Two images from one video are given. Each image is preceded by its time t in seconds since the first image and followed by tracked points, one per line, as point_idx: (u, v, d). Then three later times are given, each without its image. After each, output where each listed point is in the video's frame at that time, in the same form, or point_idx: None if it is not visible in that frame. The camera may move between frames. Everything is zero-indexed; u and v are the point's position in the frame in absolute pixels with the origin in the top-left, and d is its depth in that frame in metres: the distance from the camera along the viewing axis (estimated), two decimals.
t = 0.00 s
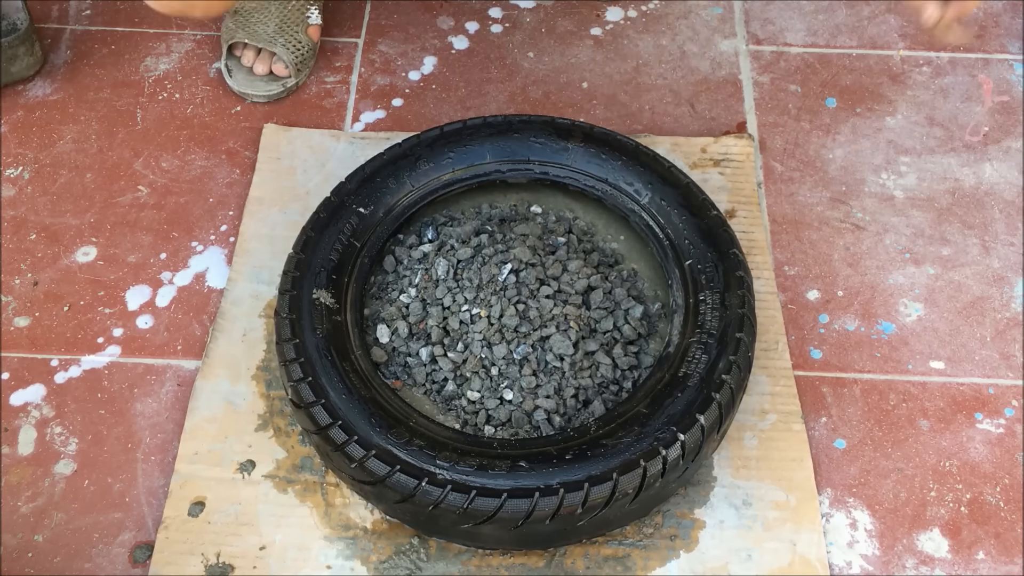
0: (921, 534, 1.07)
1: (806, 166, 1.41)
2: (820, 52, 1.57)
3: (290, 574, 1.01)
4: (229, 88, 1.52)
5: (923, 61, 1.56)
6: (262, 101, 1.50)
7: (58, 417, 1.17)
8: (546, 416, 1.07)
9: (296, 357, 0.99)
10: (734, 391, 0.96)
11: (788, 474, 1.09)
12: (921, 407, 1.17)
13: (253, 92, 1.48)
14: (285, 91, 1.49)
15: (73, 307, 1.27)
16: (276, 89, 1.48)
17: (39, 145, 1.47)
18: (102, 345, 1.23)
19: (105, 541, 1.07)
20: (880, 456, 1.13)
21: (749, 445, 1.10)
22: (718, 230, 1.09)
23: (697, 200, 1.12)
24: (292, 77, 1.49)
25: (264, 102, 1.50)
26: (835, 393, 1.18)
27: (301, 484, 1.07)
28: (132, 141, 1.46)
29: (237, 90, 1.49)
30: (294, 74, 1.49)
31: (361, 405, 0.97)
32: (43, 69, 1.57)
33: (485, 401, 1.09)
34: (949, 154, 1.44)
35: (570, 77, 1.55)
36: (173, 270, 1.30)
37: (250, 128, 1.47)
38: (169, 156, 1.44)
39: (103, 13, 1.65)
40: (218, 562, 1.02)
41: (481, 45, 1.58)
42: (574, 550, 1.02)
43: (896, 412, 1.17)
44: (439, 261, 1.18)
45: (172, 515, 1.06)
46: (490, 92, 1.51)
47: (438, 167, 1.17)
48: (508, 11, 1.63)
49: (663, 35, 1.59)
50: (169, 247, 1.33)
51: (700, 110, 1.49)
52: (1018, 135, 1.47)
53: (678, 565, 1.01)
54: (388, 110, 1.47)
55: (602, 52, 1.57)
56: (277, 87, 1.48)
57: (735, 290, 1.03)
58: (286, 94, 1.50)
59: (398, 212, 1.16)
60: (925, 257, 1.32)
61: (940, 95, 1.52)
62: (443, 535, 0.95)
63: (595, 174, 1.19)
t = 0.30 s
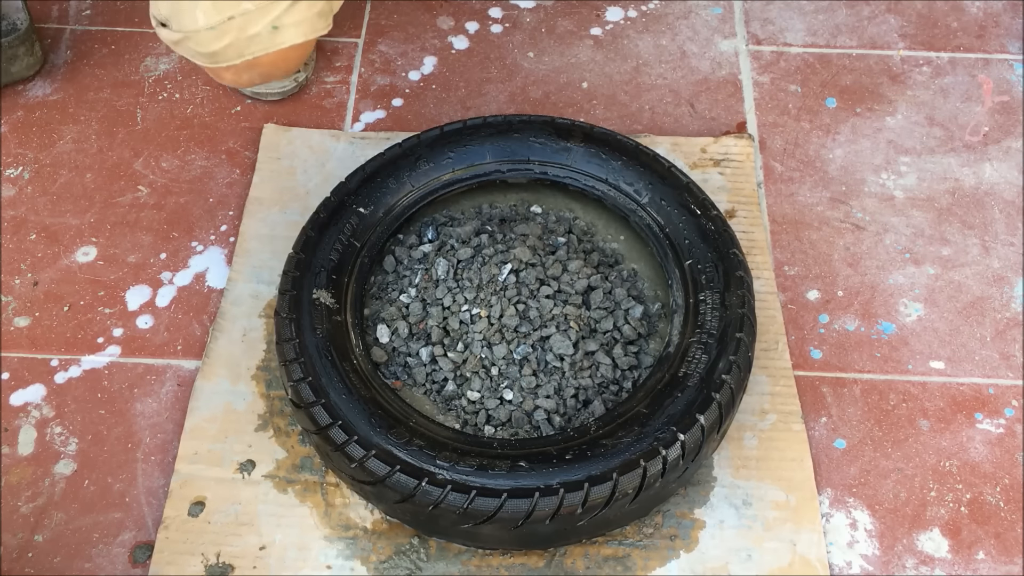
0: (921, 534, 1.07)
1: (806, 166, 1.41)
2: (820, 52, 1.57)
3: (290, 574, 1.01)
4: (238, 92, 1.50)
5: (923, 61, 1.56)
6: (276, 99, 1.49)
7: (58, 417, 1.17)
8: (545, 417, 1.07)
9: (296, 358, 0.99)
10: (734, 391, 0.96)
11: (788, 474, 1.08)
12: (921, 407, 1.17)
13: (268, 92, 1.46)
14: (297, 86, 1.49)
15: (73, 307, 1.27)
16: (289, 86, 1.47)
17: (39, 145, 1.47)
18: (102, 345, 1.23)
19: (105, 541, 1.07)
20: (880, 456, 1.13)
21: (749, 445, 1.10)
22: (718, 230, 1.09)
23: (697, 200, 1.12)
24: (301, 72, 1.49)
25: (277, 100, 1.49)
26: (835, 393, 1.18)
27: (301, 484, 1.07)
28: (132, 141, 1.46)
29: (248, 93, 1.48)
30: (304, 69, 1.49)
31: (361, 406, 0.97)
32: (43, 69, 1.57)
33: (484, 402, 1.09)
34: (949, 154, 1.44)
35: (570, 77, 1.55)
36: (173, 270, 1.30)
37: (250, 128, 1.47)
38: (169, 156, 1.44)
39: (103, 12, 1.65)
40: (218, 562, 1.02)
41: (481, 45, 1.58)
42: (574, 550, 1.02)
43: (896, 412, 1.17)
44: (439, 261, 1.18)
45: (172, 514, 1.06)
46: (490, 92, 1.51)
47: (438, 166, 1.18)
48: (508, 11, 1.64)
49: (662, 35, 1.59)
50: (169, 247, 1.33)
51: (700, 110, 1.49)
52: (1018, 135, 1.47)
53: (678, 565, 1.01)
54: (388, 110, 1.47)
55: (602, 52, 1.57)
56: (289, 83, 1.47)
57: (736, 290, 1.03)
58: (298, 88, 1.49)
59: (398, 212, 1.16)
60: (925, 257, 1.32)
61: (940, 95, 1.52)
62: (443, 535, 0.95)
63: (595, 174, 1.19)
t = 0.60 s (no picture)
0: (922, 534, 1.07)
1: (806, 166, 1.41)
2: (820, 52, 1.57)
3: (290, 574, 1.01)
4: (238, 91, 1.51)
5: (923, 61, 1.56)
6: (276, 100, 1.50)
7: (58, 417, 1.17)
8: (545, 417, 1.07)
9: (296, 357, 0.99)
10: (734, 391, 0.96)
11: (788, 474, 1.09)
12: (921, 407, 1.17)
13: (268, 92, 1.48)
14: (297, 86, 1.49)
15: (73, 307, 1.27)
16: (289, 87, 1.48)
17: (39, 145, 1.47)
18: (103, 345, 1.23)
19: (105, 541, 1.07)
20: (881, 456, 1.13)
21: (749, 445, 1.10)
22: (718, 230, 1.09)
23: (697, 200, 1.12)
24: (300, 72, 1.49)
25: (278, 101, 1.50)
26: (835, 393, 1.18)
27: (301, 484, 1.07)
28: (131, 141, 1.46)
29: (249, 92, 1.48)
30: (302, 70, 1.49)
31: (361, 405, 0.97)
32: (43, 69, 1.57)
33: (484, 402, 1.09)
34: (949, 154, 1.44)
35: (570, 77, 1.55)
36: (172, 271, 1.30)
37: (250, 128, 1.47)
38: (169, 156, 1.44)
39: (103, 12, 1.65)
40: (218, 562, 1.02)
41: (481, 45, 1.58)
42: (574, 550, 1.02)
43: (896, 412, 1.17)
44: (439, 261, 1.18)
45: (172, 515, 1.06)
46: (489, 92, 1.51)
47: (438, 167, 1.18)
48: (508, 11, 1.63)
49: (662, 35, 1.59)
50: (169, 247, 1.33)
51: (700, 110, 1.49)
52: (1018, 135, 1.47)
53: (678, 565, 1.01)
54: (388, 110, 1.48)
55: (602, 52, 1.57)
56: (288, 84, 1.48)
57: (735, 290, 1.03)
58: (298, 90, 1.50)
59: (398, 212, 1.16)
60: (925, 257, 1.32)
61: (940, 95, 1.52)
62: (443, 535, 0.95)
63: (595, 174, 1.19)
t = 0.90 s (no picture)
0: (921, 534, 1.07)
1: (806, 166, 1.41)
2: (820, 52, 1.58)
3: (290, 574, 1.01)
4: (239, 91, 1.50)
5: (923, 61, 1.56)
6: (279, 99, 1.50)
7: (58, 417, 1.17)
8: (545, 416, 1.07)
9: (296, 358, 0.99)
10: (734, 391, 0.96)
11: (788, 474, 1.09)
12: (921, 407, 1.17)
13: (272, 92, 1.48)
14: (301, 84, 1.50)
15: (73, 307, 1.27)
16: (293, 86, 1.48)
17: (39, 145, 1.47)
18: (102, 345, 1.23)
19: (105, 541, 1.07)
20: (880, 456, 1.13)
21: (749, 445, 1.10)
22: (718, 230, 1.09)
23: (697, 199, 1.12)
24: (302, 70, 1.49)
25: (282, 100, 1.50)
26: (835, 392, 1.18)
27: (301, 484, 1.07)
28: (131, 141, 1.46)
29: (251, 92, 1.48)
30: (305, 67, 1.49)
31: (360, 406, 0.97)
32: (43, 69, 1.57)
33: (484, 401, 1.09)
34: (949, 154, 1.44)
35: (570, 77, 1.55)
36: (172, 270, 1.30)
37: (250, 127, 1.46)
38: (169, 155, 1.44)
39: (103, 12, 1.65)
40: (218, 562, 1.02)
41: (481, 45, 1.58)
42: (574, 550, 1.02)
43: (896, 412, 1.17)
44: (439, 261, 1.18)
45: (172, 515, 1.06)
46: (490, 92, 1.51)
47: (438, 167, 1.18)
48: (508, 11, 1.64)
49: (662, 35, 1.59)
50: (169, 247, 1.33)
51: (700, 110, 1.49)
52: (1018, 135, 1.47)
53: (679, 565, 1.01)
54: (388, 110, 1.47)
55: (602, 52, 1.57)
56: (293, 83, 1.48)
57: (735, 290, 1.03)
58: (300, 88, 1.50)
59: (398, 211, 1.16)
60: (925, 257, 1.32)
61: (940, 95, 1.52)
62: (443, 535, 0.95)
63: (595, 173, 1.19)
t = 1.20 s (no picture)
0: (922, 534, 1.07)
1: (806, 166, 1.41)
2: (820, 52, 1.58)
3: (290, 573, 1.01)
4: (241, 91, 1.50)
5: (923, 61, 1.56)
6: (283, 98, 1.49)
7: (58, 417, 1.17)
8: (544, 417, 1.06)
9: (296, 357, 0.99)
10: (734, 391, 0.96)
11: (788, 474, 1.09)
12: (921, 407, 1.17)
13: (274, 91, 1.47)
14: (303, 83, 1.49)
15: (73, 307, 1.27)
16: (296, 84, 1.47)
17: (39, 145, 1.47)
18: (102, 345, 1.23)
19: (105, 541, 1.07)
20: (880, 455, 1.13)
21: (749, 445, 1.10)
22: (718, 229, 1.09)
23: (697, 199, 1.12)
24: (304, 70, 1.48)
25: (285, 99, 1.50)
26: (835, 392, 1.18)
27: (301, 484, 1.07)
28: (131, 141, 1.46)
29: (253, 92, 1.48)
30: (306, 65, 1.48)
31: (360, 405, 0.97)
32: (43, 69, 1.57)
33: (483, 401, 1.09)
34: (949, 154, 1.44)
35: (570, 77, 1.55)
36: (173, 270, 1.30)
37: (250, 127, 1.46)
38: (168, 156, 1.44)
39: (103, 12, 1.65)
40: (218, 562, 1.02)
41: (481, 45, 1.58)
42: (574, 550, 1.02)
43: (896, 412, 1.17)
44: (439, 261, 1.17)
45: (172, 514, 1.06)
46: (490, 92, 1.51)
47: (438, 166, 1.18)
48: (508, 11, 1.64)
49: (662, 35, 1.59)
50: (169, 247, 1.33)
51: (700, 110, 1.49)
52: (1018, 135, 1.47)
53: (678, 565, 1.01)
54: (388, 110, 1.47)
55: (602, 52, 1.57)
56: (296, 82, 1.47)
57: (735, 290, 1.03)
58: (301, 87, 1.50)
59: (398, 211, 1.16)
60: (925, 257, 1.32)
61: (940, 95, 1.52)
62: (443, 535, 0.95)
63: (595, 173, 1.19)
